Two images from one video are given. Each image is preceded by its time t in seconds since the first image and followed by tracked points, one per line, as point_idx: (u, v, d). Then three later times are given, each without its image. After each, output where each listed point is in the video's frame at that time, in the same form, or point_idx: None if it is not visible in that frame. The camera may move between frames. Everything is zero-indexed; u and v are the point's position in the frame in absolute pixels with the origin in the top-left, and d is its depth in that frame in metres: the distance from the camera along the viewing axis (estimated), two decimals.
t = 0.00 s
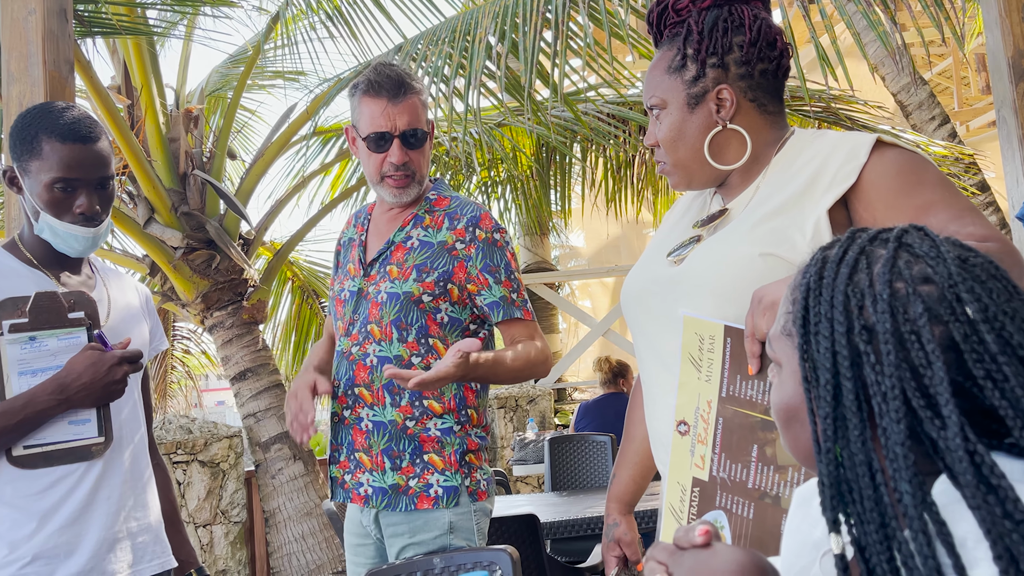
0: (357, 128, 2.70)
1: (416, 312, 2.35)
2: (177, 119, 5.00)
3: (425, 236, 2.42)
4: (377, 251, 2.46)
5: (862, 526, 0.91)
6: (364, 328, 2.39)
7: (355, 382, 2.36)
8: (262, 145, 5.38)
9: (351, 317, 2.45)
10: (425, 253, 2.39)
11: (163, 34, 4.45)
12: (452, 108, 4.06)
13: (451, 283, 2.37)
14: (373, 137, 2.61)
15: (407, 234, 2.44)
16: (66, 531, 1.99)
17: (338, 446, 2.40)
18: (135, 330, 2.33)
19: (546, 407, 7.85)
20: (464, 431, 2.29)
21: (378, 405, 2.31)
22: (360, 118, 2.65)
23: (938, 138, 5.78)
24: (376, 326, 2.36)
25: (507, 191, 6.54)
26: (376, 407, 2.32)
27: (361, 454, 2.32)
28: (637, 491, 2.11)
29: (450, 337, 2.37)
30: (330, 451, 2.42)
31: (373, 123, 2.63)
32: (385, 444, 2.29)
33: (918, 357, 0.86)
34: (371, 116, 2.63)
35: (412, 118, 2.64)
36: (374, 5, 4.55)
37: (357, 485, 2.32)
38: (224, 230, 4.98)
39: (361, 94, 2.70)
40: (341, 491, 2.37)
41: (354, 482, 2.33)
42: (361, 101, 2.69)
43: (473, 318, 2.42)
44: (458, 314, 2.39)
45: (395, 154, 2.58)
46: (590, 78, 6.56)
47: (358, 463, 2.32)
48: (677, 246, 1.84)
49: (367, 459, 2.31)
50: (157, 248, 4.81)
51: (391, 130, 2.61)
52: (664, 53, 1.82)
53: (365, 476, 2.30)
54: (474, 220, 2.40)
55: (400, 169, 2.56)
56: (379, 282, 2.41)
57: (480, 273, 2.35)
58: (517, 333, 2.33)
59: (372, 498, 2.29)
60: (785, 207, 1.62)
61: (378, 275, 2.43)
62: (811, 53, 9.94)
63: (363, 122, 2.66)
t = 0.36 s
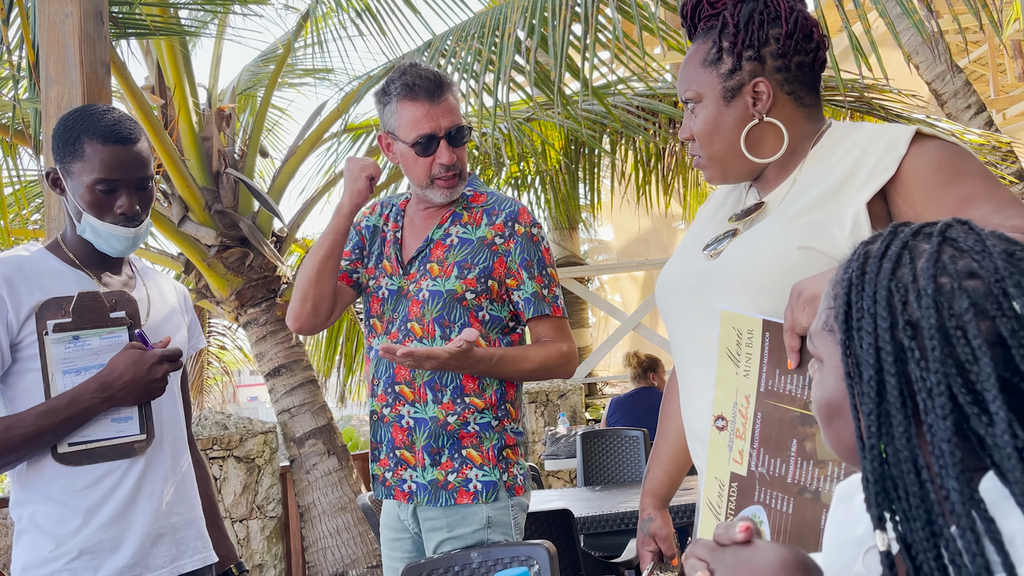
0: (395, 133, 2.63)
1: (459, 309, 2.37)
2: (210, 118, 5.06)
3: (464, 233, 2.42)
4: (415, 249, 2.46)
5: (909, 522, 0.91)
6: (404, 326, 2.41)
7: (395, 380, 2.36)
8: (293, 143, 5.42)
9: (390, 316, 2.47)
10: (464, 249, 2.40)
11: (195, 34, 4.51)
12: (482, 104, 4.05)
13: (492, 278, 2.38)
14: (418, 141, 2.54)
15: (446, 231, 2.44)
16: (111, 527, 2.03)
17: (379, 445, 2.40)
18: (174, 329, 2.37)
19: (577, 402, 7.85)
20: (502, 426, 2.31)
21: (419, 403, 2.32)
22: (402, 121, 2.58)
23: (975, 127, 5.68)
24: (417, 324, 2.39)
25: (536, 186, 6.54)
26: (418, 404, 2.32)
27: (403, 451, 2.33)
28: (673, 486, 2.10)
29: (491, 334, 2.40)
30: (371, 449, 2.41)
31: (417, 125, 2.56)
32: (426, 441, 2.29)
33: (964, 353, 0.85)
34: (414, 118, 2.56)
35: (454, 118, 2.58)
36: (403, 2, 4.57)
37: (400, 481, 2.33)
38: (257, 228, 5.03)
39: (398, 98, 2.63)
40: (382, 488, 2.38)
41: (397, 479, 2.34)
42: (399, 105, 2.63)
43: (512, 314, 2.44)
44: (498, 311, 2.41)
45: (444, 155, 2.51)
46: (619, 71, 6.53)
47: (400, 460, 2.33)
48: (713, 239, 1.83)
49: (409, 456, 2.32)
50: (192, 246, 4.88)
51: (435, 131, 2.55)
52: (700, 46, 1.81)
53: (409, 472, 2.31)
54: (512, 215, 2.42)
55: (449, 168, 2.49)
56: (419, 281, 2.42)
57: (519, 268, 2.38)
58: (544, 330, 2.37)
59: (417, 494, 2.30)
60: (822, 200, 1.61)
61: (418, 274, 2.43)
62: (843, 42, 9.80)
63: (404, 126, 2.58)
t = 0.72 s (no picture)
0: (399, 129, 2.66)
1: (479, 305, 2.35)
2: (222, 114, 5.07)
3: (477, 228, 2.42)
4: (429, 248, 2.46)
5: (926, 512, 0.90)
6: (421, 325, 2.42)
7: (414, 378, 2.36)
8: (305, 139, 5.43)
9: (404, 316, 2.47)
10: (478, 245, 2.39)
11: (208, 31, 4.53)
12: (493, 97, 4.04)
13: (508, 271, 2.38)
14: (427, 132, 2.57)
15: (458, 227, 2.43)
16: (127, 521, 2.04)
17: (398, 445, 2.39)
18: (187, 323, 2.38)
19: (591, 395, 7.84)
20: (519, 421, 2.32)
21: (437, 402, 2.32)
22: (407, 114, 2.61)
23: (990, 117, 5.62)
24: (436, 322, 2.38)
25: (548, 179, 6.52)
26: (437, 403, 2.32)
27: (422, 452, 2.32)
28: (687, 478, 2.09)
29: (510, 327, 2.39)
30: (391, 450, 2.40)
31: (422, 116, 2.60)
32: (445, 439, 2.29)
33: (983, 341, 0.84)
34: (421, 110, 2.60)
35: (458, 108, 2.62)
36: None
37: (417, 483, 2.32)
38: (270, 223, 5.05)
39: (399, 92, 2.67)
40: (402, 489, 2.37)
41: (415, 480, 2.33)
42: (401, 99, 2.66)
43: (529, 306, 2.44)
44: (518, 304, 2.41)
45: (454, 145, 2.54)
46: (631, 63, 6.50)
47: (419, 460, 2.32)
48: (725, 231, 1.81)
49: (428, 456, 2.31)
50: (205, 242, 4.89)
51: (442, 121, 2.58)
52: (712, 36, 1.79)
53: (426, 473, 2.30)
54: (524, 206, 2.42)
55: (460, 158, 2.52)
56: (435, 279, 2.41)
57: (536, 258, 2.37)
58: (557, 321, 2.37)
59: (433, 495, 2.29)
60: (837, 190, 1.60)
61: (433, 273, 2.43)
62: (857, 31, 9.71)
63: (410, 120, 2.61)
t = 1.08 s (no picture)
0: (400, 106, 2.75)
1: (479, 291, 2.35)
2: (226, 110, 5.08)
3: (475, 215, 2.43)
4: (429, 239, 2.48)
5: (930, 506, 0.90)
6: (423, 316, 2.39)
7: (420, 370, 2.36)
8: (309, 135, 5.44)
9: (407, 308, 2.45)
10: (478, 231, 2.40)
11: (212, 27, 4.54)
12: (497, 92, 4.04)
13: (508, 256, 2.38)
14: (427, 107, 2.66)
15: (457, 216, 2.45)
16: (134, 516, 2.04)
17: (407, 437, 2.40)
18: (192, 320, 2.39)
19: (595, 390, 7.84)
20: (531, 423, 2.34)
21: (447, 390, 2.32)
22: (408, 90, 2.70)
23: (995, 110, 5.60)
24: (437, 312, 2.36)
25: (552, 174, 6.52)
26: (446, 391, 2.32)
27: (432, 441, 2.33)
28: (692, 474, 2.10)
29: (512, 316, 2.38)
30: (400, 441, 2.42)
31: (423, 92, 2.69)
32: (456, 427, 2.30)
33: (986, 334, 0.84)
34: (422, 86, 2.69)
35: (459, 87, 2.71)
36: None
37: (429, 472, 2.32)
38: (274, 219, 5.06)
39: (403, 69, 2.76)
40: (412, 480, 2.37)
41: (426, 470, 2.33)
42: (404, 75, 2.75)
43: (530, 296, 2.43)
44: (518, 293, 2.40)
45: (451, 122, 2.64)
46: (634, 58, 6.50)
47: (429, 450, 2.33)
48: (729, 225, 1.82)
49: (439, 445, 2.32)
50: (210, 238, 4.89)
51: (441, 97, 2.67)
52: (714, 32, 1.80)
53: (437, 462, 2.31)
54: (521, 191, 2.42)
55: (456, 135, 2.62)
56: (436, 268, 2.42)
57: (534, 243, 2.37)
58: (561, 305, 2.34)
59: (445, 483, 2.30)
60: (841, 183, 1.59)
61: (434, 262, 2.44)
62: (862, 24, 9.68)
63: (410, 96, 2.70)
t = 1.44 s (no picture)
0: (394, 101, 2.76)
1: (472, 290, 2.34)
2: (224, 108, 5.07)
3: (468, 214, 2.41)
4: (422, 237, 2.48)
5: (923, 508, 0.89)
6: (417, 314, 2.39)
7: (414, 369, 2.37)
8: (308, 132, 5.43)
9: (401, 306, 2.46)
10: (470, 230, 2.39)
11: (210, 24, 4.55)
12: (495, 90, 4.03)
13: (501, 255, 2.37)
14: (421, 102, 2.67)
15: (450, 214, 2.44)
16: (129, 515, 2.04)
17: (402, 436, 2.40)
18: (189, 318, 2.38)
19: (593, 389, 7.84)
20: (527, 422, 2.30)
21: (441, 388, 2.32)
22: (404, 86, 2.71)
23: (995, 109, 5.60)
24: (431, 310, 2.36)
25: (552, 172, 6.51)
26: (440, 390, 2.32)
27: (428, 440, 2.33)
28: (686, 475, 2.09)
29: (506, 314, 2.36)
30: (395, 441, 2.42)
31: (418, 87, 2.70)
32: (451, 426, 2.29)
33: (980, 335, 0.83)
34: (417, 81, 2.70)
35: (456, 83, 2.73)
36: None
37: (425, 471, 2.33)
38: (272, 217, 5.05)
39: (398, 65, 2.77)
40: (409, 479, 2.37)
41: (422, 469, 2.33)
42: (400, 71, 2.76)
43: (526, 294, 2.41)
44: (513, 290, 2.38)
45: (446, 117, 2.66)
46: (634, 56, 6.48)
47: (425, 449, 2.33)
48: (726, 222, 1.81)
49: (435, 444, 2.32)
50: (208, 236, 4.88)
51: (437, 92, 2.69)
52: (718, 26, 1.78)
53: (434, 461, 2.31)
54: (515, 189, 2.40)
55: (450, 132, 2.63)
56: (428, 267, 2.42)
57: (529, 241, 2.36)
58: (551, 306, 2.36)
59: (442, 482, 2.30)
60: (840, 181, 1.59)
61: (426, 261, 2.44)
62: (862, 23, 9.66)
63: (405, 92, 2.72)
